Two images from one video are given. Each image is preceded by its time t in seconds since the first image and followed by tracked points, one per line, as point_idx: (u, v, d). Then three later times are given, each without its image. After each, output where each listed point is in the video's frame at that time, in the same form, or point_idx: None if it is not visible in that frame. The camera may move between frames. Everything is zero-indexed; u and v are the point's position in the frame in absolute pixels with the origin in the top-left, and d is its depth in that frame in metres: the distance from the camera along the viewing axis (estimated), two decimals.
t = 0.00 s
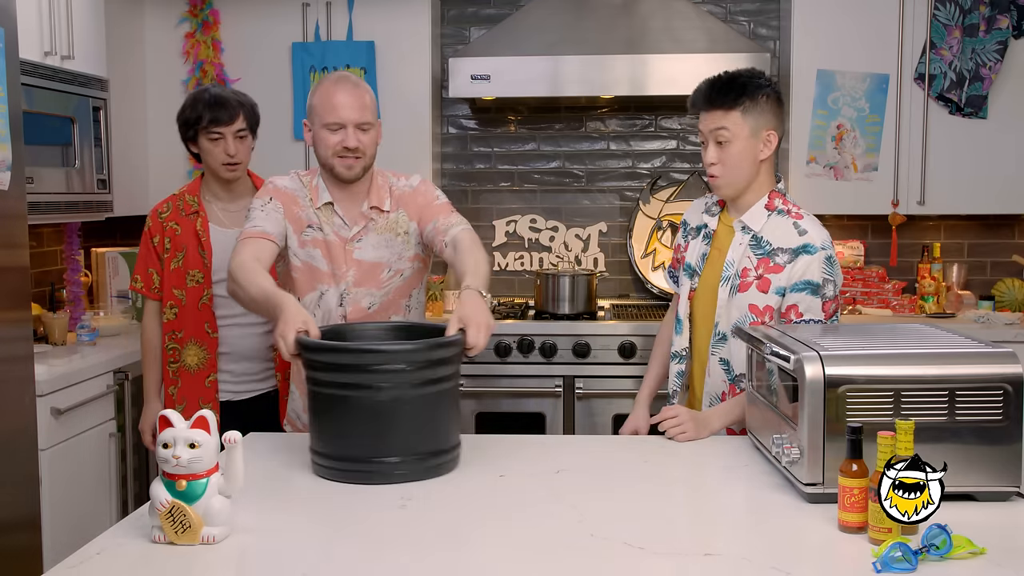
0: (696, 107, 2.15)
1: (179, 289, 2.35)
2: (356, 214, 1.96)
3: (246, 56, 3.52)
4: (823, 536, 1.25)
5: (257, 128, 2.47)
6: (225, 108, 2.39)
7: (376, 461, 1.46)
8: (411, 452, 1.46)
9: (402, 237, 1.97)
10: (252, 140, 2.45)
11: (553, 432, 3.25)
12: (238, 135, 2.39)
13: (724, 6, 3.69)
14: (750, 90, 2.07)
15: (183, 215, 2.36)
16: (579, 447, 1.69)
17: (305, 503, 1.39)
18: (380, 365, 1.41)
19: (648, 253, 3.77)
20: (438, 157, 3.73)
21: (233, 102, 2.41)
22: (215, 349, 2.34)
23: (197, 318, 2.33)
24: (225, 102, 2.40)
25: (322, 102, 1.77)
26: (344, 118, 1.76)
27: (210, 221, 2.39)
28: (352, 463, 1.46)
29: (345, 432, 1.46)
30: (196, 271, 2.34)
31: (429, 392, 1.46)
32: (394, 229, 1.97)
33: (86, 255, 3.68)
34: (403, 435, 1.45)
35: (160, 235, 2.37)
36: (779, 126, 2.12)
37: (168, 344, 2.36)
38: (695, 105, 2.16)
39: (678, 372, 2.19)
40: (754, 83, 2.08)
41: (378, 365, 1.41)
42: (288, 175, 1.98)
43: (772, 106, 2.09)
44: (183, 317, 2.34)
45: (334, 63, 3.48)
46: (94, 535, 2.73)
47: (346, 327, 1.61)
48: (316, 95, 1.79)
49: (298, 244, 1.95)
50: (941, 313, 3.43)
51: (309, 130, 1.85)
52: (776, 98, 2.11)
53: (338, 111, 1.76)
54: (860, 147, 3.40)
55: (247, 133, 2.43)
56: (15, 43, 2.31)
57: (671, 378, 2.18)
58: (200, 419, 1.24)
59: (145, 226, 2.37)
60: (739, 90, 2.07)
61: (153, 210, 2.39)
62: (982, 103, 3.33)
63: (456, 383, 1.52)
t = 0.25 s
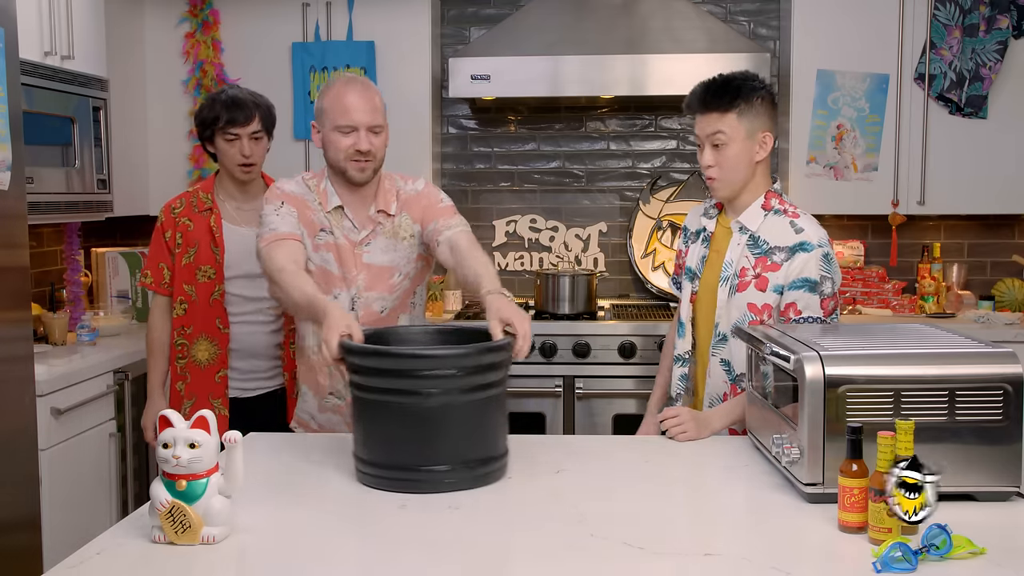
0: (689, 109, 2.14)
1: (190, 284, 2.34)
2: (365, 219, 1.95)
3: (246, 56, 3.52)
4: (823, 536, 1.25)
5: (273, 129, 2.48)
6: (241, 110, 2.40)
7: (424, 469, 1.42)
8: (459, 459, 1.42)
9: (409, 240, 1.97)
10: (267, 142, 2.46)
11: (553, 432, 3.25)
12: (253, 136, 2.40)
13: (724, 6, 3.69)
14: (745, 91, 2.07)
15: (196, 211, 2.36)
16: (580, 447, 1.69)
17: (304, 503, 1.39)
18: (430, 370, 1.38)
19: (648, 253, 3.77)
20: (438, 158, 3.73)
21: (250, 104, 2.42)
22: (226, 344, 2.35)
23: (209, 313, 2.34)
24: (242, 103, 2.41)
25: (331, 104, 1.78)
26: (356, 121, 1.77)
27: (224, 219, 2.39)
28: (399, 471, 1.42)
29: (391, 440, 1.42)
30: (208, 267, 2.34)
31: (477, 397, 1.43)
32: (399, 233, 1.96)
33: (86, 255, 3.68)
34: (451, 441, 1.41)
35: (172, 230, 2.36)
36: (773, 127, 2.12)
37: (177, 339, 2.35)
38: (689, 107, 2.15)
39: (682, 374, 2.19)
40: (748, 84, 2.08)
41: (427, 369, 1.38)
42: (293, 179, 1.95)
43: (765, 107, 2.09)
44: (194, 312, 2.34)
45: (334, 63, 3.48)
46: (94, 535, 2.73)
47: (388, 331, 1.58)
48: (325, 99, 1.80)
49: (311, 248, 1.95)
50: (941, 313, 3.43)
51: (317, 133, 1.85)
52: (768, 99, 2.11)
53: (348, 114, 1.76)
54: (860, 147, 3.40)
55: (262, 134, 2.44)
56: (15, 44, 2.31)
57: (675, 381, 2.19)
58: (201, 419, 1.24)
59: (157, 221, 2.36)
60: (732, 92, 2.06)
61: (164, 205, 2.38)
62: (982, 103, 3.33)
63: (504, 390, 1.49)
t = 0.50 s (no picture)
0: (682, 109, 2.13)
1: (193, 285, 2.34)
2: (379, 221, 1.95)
3: (246, 56, 3.52)
4: (823, 536, 1.25)
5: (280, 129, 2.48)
6: (248, 109, 2.40)
7: (459, 475, 1.38)
8: (496, 465, 1.39)
9: (427, 242, 1.97)
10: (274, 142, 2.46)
11: (553, 432, 3.25)
12: (261, 137, 2.40)
13: (724, 6, 3.69)
14: (739, 92, 2.07)
15: (200, 211, 2.36)
16: (580, 447, 1.69)
17: (304, 503, 1.39)
18: (466, 374, 1.34)
19: (648, 253, 3.77)
20: (438, 158, 3.73)
21: (259, 104, 2.42)
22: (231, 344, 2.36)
23: (213, 313, 2.34)
24: (249, 104, 2.40)
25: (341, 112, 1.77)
26: (366, 124, 1.76)
27: (229, 220, 2.38)
28: (433, 478, 1.38)
29: (427, 445, 1.38)
30: (211, 267, 2.34)
31: (514, 402, 1.39)
32: (427, 239, 1.97)
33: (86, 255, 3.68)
34: (488, 446, 1.38)
35: (178, 229, 2.36)
36: (764, 126, 2.13)
37: (180, 339, 2.36)
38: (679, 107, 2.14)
39: (687, 376, 2.19)
40: (742, 84, 2.09)
41: (465, 372, 1.34)
42: (300, 189, 1.93)
43: (757, 107, 2.10)
44: (198, 311, 2.34)
45: (334, 63, 3.48)
46: (94, 536, 2.73)
47: (420, 333, 1.53)
48: (333, 103, 1.79)
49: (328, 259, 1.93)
50: (941, 313, 3.43)
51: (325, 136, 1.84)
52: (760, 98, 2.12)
53: (360, 118, 1.75)
54: (860, 147, 3.40)
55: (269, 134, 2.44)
56: (15, 44, 2.31)
57: (679, 383, 2.19)
58: (201, 419, 1.24)
59: (163, 220, 2.36)
60: (727, 92, 2.06)
61: (170, 205, 2.39)
62: (982, 103, 3.33)
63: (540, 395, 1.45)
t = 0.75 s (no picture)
0: (677, 109, 2.15)
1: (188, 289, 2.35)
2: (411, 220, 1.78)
3: (246, 56, 3.52)
4: (823, 536, 1.25)
5: (275, 128, 2.45)
6: (244, 109, 2.36)
7: (464, 475, 1.38)
8: (501, 466, 1.39)
9: (456, 243, 1.83)
10: (269, 142, 2.44)
11: (553, 432, 3.25)
12: (256, 137, 2.38)
13: (724, 6, 3.69)
14: (733, 92, 2.09)
15: (194, 213, 2.36)
16: (580, 447, 1.69)
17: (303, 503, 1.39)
18: (471, 374, 1.34)
19: (648, 253, 3.77)
20: (438, 158, 3.73)
21: (254, 103, 2.38)
22: (226, 349, 2.34)
23: (208, 317, 2.33)
24: (244, 103, 2.37)
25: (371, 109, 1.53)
26: (400, 125, 1.52)
27: (224, 222, 2.39)
28: (438, 478, 1.38)
29: (432, 446, 1.38)
30: (206, 270, 2.34)
31: (519, 403, 1.39)
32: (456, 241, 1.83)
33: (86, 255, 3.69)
34: (492, 447, 1.37)
35: (171, 232, 2.37)
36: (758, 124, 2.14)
37: (175, 344, 2.36)
38: (674, 108, 2.16)
39: (687, 371, 2.21)
40: (736, 84, 2.10)
41: (468, 373, 1.34)
42: (332, 196, 1.76)
43: (751, 106, 2.11)
44: (194, 315, 2.34)
45: (334, 63, 3.48)
46: (94, 536, 2.73)
47: (425, 332, 1.52)
48: (364, 99, 1.54)
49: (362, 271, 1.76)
50: (941, 313, 3.43)
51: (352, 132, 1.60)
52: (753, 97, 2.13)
53: (393, 119, 1.52)
54: (860, 147, 3.40)
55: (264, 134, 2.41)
56: (15, 44, 2.31)
57: (680, 377, 2.21)
58: (201, 419, 1.24)
59: (157, 224, 2.37)
60: (720, 91, 2.08)
61: (165, 208, 2.40)
62: (982, 103, 3.33)
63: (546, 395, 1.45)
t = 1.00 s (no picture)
0: (675, 110, 2.14)
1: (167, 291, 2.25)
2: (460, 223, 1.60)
3: (246, 56, 3.52)
4: (823, 536, 1.25)
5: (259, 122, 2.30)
6: (228, 105, 2.20)
7: (464, 475, 1.38)
8: (501, 466, 1.39)
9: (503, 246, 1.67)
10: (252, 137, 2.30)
11: (553, 432, 3.25)
12: (239, 135, 2.23)
13: (724, 6, 3.69)
14: (731, 93, 2.07)
15: (171, 213, 2.26)
16: (580, 447, 1.69)
17: (303, 503, 1.39)
18: (471, 374, 1.34)
19: (648, 253, 3.76)
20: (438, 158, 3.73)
21: (238, 99, 2.22)
22: (207, 353, 2.26)
23: (188, 320, 2.25)
24: (229, 98, 2.20)
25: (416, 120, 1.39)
26: (451, 131, 1.36)
27: (202, 221, 2.28)
28: (438, 478, 1.38)
29: (432, 445, 1.38)
30: (184, 271, 2.25)
31: (520, 403, 1.39)
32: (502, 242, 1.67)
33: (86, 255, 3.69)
34: (493, 447, 1.37)
35: (147, 233, 2.27)
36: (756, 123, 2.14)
37: (158, 349, 2.27)
38: (673, 107, 2.14)
39: (685, 367, 2.22)
40: (734, 85, 2.08)
41: (469, 374, 1.34)
42: (386, 198, 1.62)
43: (749, 105, 2.11)
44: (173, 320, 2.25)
45: (334, 63, 3.48)
46: (93, 536, 2.73)
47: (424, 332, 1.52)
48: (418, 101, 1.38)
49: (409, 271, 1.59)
50: (941, 313, 3.43)
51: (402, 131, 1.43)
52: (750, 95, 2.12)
53: (444, 125, 1.36)
54: (860, 147, 3.40)
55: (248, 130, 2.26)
56: (15, 44, 2.31)
57: (679, 373, 2.22)
58: (201, 419, 1.24)
59: (132, 225, 2.27)
60: (719, 93, 2.06)
61: (140, 208, 2.29)
62: (982, 103, 3.33)
63: (546, 395, 1.45)
